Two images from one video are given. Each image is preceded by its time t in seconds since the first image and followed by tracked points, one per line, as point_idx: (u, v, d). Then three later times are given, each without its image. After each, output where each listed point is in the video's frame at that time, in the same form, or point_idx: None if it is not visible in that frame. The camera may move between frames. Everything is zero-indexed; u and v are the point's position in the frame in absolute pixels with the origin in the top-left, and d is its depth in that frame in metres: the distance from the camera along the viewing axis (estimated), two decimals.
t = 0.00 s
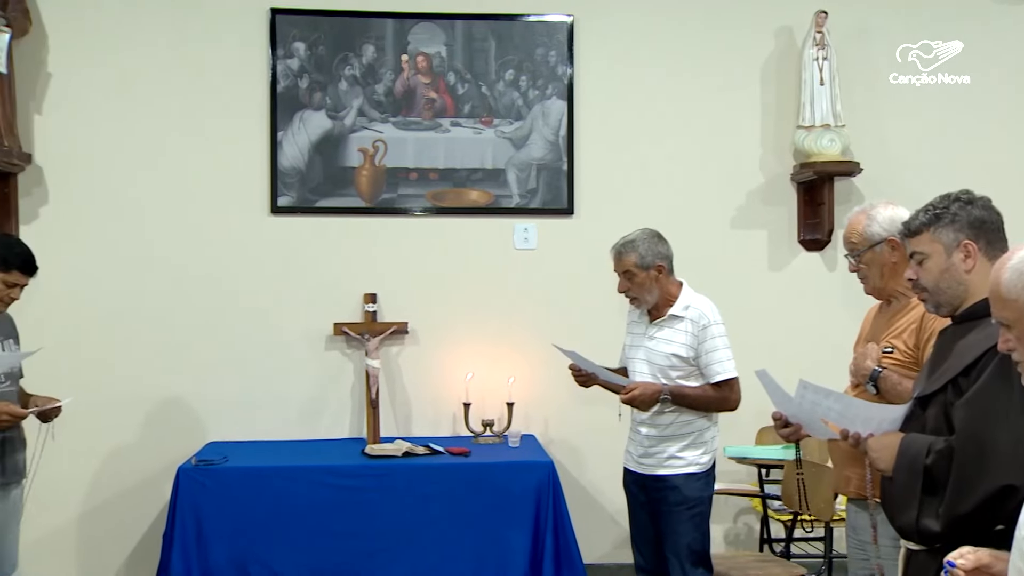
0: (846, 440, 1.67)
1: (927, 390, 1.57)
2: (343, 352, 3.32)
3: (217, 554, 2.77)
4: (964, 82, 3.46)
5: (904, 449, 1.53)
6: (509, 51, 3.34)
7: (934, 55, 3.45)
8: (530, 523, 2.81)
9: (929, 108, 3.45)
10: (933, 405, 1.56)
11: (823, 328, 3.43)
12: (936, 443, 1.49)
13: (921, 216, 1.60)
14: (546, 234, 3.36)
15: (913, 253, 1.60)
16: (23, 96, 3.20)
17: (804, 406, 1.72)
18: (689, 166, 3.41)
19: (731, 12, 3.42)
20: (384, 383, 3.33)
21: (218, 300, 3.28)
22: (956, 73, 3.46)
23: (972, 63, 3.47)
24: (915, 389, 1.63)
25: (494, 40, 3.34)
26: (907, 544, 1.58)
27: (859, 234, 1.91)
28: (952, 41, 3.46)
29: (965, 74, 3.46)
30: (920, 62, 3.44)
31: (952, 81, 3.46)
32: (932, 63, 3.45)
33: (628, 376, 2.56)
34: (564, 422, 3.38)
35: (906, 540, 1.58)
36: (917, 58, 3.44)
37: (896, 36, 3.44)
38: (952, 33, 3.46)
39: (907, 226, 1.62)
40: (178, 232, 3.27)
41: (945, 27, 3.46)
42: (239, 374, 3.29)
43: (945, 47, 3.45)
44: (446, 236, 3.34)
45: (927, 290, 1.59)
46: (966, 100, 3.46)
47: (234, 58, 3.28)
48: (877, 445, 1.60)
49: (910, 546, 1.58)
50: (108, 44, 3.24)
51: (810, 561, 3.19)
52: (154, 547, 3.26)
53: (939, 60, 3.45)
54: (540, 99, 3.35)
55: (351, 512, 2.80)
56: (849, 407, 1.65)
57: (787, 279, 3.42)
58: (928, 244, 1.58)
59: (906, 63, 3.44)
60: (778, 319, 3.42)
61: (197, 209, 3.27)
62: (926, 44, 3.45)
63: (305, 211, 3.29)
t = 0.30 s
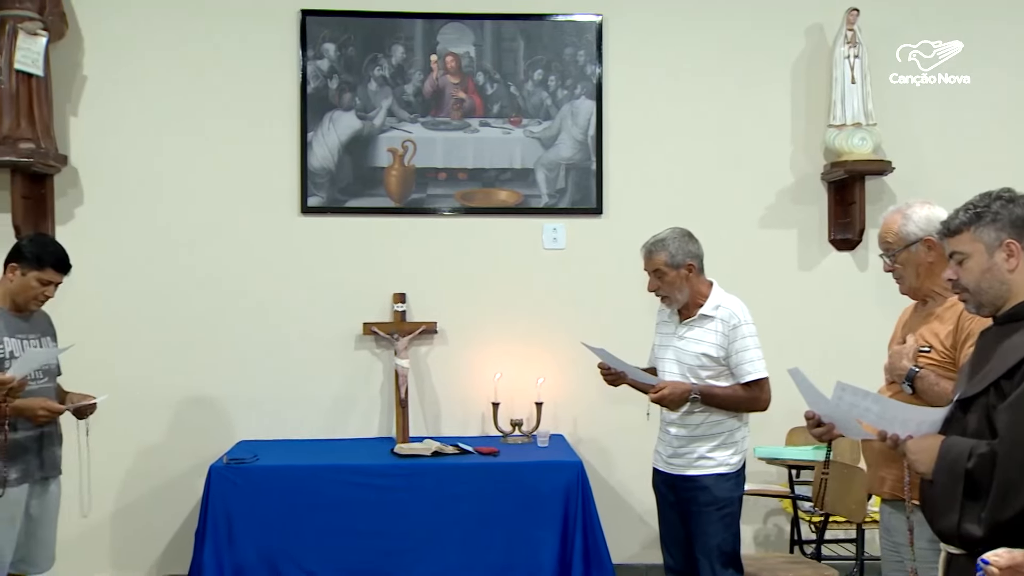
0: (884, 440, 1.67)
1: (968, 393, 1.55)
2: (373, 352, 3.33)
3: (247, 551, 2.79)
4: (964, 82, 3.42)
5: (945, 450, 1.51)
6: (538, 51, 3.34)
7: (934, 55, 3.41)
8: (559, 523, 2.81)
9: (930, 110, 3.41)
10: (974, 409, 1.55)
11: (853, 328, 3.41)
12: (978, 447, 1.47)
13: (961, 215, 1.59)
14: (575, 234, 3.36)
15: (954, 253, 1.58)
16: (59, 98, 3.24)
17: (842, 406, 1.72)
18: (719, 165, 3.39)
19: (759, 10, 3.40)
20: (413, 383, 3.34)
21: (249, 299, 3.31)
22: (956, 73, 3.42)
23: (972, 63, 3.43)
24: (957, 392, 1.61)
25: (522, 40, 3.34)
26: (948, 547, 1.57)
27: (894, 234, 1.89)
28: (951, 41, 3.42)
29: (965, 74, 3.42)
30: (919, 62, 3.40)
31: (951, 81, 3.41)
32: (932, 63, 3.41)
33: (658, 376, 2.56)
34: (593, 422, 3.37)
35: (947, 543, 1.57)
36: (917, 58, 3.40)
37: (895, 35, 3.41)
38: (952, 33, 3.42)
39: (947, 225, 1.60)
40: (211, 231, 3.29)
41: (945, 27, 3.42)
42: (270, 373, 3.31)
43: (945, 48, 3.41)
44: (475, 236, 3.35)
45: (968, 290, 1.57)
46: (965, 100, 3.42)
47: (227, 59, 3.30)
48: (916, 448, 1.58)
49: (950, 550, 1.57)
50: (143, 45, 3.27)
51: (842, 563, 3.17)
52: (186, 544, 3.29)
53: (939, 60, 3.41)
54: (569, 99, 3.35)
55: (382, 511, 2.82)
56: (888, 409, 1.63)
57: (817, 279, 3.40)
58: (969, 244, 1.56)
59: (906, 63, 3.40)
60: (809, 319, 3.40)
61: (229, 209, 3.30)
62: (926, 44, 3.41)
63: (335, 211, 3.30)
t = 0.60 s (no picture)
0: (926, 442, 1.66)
1: (1009, 394, 1.54)
2: (401, 351, 3.34)
3: (277, 548, 2.81)
4: (964, 82, 3.38)
5: (987, 452, 1.50)
6: (566, 51, 3.34)
7: (934, 55, 3.38)
8: (587, 523, 2.81)
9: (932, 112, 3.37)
10: (1015, 409, 1.53)
11: (884, 328, 3.38)
12: (1020, 449, 1.46)
13: (1005, 212, 1.56)
14: (604, 233, 3.36)
15: (997, 251, 1.56)
16: (93, 100, 3.27)
17: (878, 406, 1.70)
18: (748, 164, 3.38)
19: (788, 9, 3.38)
20: (442, 383, 3.35)
21: (279, 298, 3.33)
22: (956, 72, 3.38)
23: (973, 63, 3.38)
24: (997, 393, 1.59)
25: (551, 39, 3.34)
26: (990, 550, 1.56)
27: (930, 232, 1.88)
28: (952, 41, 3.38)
29: (965, 74, 3.38)
30: (919, 62, 3.37)
31: (951, 81, 3.38)
32: (932, 63, 3.38)
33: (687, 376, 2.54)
34: (621, 422, 3.37)
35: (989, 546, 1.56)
36: (917, 57, 3.38)
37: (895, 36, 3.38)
38: (952, 32, 3.38)
39: (990, 221, 1.58)
40: (241, 231, 3.32)
41: (946, 26, 3.38)
42: (299, 372, 3.33)
43: (945, 47, 3.38)
44: (504, 236, 3.35)
45: (1010, 288, 1.55)
46: (964, 101, 3.38)
47: (238, 60, 3.32)
48: (956, 449, 1.57)
49: (993, 553, 1.56)
50: (175, 48, 3.30)
51: (873, 565, 3.15)
52: (217, 542, 3.32)
53: (939, 60, 3.38)
54: (597, 99, 3.34)
55: (411, 510, 2.83)
56: (928, 411, 1.62)
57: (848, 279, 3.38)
58: (1014, 242, 1.54)
59: (905, 63, 3.38)
60: (839, 319, 3.38)
61: (259, 209, 3.32)
62: (926, 44, 3.38)
63: (364, 211, 3.32)
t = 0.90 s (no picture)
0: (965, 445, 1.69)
1: None
2: (429, 351, 3.35)
3: (306, 547, 2.83)
4: (964, 82, 3.34)
5: None
6: (593, 51, 3.34)
7: (934, 55, 3.33)
8: (614, 523, 2.81)
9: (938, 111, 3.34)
10: None
11: (915, 328, 3.35)
12: None
13: None
14: (632, 233, 3.35)
15: None
16: (125, 102, 3.30)
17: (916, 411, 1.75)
18: (777, 163, 3.36)
19: (816, 7, 3.36)
20: (470, 382, 3.36)
21: (308, 298, 3.34)
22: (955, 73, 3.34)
23: (984, 63, 3.35)
24: None
25: (578, 39, 3.34)
26: None
27: (963, 230, 1.85)
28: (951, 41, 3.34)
29: (965, 74, 3.34)
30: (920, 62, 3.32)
31: (951, 81, 3.34)
32: (932, 63, 3.33)
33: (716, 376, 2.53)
34: (649, 422, 3.36)
35: None
36: (916, 59, 3.23)
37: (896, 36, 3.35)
38: (953, 32, 3.34)
39: None
40: (271, 231, 3.34)
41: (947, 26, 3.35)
42: (328, 372, 3.35)
43: (945, 47, 3.33)
44: (531, 236, 3.35)
45: None
46: (963, 101, 3.34)
47: (268, 62, 3.34)
48: (997, 455, 1.58)
49: None
50: (205, 49, 3.32)
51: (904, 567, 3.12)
52: (247, 540, 3.34)
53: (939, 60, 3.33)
54: (625, 98, 3.33)
55: (439, 510, 2.83)
56: (964, 415, 1.66)
57: (879, 279, 3.35)
58: None
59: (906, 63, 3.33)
60: (869, 320, 3.35)
61: (289, 210, 3.34)
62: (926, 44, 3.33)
63: (392, 211, 3.33)
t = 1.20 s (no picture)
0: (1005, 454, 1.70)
1: None
2: (457, 351, 3.36)
3: (335, 546, 2.84)
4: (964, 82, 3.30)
5: None
6: (621, 50, 3.33)
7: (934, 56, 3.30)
8: (642, 523, 2.81)
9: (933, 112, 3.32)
10: None
11: (946, 328, 3.32)
12: None
13: None
14: (660, 233, 3.34)
15: None
16: (157, 103, 3.33)
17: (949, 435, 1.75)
18: (807, 162, 3.34)
19: (844, 5, 3.33)
20: (497, 382, 3.36)
21: (336, 298, 3.36)
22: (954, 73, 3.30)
23: (1017, 60, 3.31)
24: None
25: (606, 38, 3.33)
26: None
27: (995, 230, 1.84)
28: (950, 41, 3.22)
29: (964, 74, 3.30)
30: (920, 62, 3.29)
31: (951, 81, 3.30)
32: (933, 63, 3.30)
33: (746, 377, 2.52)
34: (676, 422, 3.35)
35: None
36: (917, 58, 3.30)
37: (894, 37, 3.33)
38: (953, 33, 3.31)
39: None
40: (301, 231, 3.36)
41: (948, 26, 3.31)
42: (356, 371, 3.36)
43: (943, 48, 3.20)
44: (558, 236, 3.35)
45: None
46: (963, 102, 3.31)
47: (297, 63, 3.36)
48: None
49: None
50: (235, 51, 3.35)
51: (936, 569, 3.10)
52: (277, 539, 3.36)
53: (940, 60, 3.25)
54: (653, 98, 3.33)
55: (467, 509, 2.84)
56: (995, 434, 1.67)
57: (909, 279, 3.32)
58: None
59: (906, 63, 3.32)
60: (900, 320, 3.33)
61: (317, 210, 3.35)
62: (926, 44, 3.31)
63: (420, 211, 3.34)
